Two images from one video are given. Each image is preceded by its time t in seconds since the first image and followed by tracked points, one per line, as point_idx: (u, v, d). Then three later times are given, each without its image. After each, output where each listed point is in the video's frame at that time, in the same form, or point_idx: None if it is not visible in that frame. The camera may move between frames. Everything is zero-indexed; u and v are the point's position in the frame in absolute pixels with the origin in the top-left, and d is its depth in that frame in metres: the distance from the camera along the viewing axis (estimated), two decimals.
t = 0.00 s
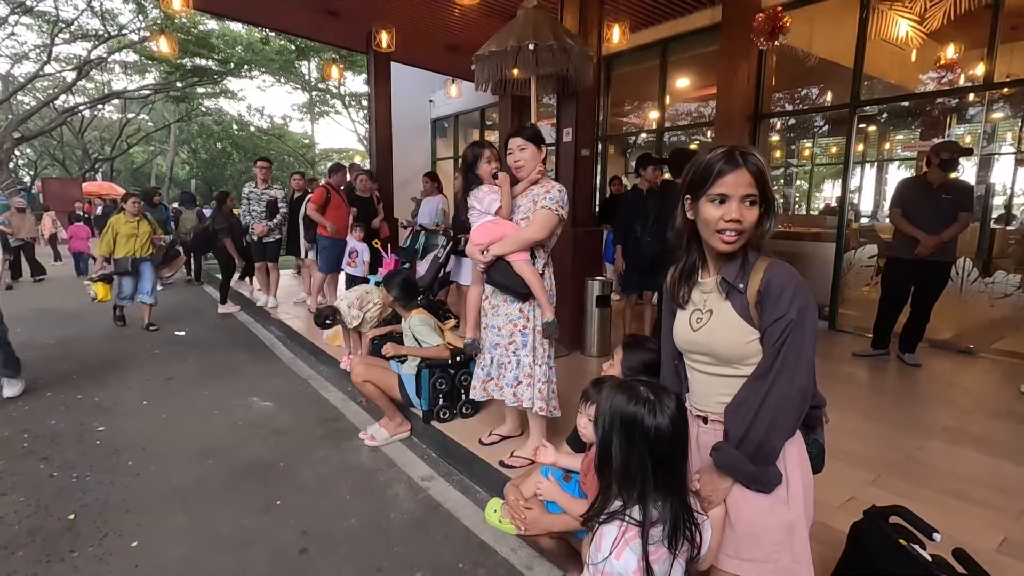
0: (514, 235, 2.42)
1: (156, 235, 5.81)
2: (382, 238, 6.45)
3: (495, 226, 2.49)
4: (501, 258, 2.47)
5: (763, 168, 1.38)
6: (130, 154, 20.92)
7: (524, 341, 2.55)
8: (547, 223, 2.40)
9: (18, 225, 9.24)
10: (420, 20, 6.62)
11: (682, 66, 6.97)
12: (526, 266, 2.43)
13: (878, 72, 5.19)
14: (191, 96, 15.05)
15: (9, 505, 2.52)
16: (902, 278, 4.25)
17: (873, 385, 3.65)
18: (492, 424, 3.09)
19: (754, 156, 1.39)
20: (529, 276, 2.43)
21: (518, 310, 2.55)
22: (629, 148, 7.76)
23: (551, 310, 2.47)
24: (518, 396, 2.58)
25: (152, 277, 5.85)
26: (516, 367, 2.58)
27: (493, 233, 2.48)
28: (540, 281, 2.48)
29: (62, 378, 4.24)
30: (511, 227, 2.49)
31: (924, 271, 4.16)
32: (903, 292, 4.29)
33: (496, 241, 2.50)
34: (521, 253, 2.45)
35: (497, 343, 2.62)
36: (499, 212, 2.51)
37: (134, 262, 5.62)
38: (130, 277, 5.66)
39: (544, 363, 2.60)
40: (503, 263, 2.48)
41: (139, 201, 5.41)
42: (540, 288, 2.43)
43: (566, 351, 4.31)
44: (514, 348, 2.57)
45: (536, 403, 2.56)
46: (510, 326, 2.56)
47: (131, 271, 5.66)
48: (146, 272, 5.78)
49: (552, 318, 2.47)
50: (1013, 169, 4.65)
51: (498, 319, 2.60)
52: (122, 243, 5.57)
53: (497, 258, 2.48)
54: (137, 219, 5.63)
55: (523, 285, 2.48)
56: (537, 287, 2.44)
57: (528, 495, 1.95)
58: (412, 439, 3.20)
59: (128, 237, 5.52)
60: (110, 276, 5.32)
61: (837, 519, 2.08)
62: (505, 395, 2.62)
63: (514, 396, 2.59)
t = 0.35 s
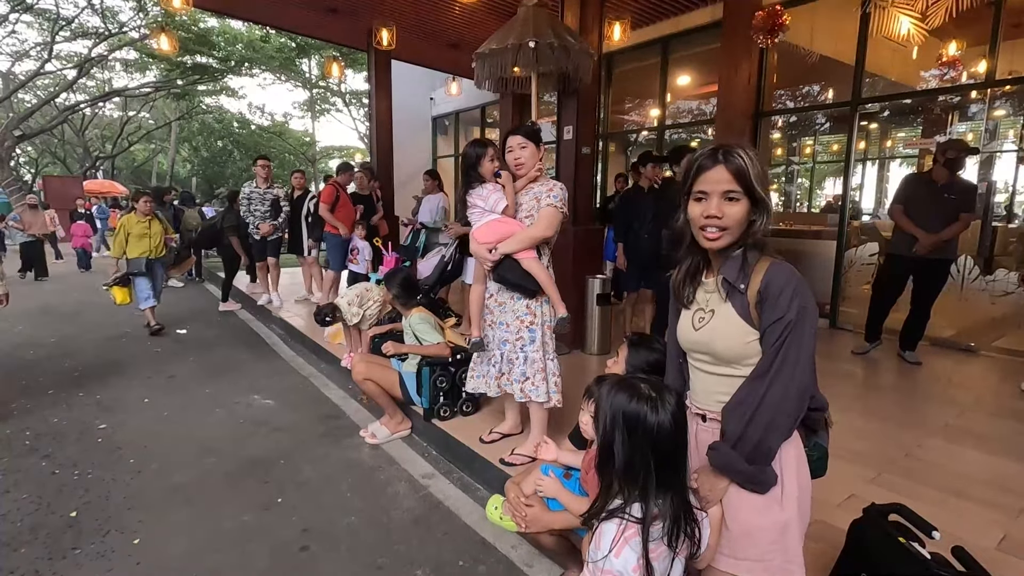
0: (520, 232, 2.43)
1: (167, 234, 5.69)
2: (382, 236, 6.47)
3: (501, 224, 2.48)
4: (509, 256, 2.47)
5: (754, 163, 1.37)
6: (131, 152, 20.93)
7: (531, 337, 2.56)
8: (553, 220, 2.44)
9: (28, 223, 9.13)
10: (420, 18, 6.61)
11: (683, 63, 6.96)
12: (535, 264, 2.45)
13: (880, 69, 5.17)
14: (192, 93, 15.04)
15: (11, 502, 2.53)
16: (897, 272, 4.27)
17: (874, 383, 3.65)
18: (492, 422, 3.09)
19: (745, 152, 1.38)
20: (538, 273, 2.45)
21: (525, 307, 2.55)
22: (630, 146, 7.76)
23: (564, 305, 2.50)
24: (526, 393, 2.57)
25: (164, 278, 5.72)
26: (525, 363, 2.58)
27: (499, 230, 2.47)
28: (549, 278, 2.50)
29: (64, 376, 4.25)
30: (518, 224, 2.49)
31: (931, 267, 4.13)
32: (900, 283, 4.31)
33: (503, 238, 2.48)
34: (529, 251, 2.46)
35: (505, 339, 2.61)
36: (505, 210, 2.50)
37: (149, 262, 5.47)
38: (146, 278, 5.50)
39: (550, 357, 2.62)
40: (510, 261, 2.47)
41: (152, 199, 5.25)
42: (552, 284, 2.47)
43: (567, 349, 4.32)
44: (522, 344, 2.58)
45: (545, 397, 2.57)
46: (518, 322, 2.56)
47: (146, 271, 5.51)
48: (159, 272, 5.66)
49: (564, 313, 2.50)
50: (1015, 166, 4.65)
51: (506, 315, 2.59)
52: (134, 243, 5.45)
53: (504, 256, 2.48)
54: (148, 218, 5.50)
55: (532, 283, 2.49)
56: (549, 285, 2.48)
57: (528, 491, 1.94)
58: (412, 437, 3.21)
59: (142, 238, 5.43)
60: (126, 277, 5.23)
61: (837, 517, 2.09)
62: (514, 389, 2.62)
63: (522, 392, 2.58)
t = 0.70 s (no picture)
0: (528, 232, 2.43)
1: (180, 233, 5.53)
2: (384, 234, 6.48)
3: (506, 223, 2.48)
4: (516, 256, 2.45)
5: (772, 163, 1.35)
6: (132, 150, 20.94)
7: (537, 335, 2.56)
8: (560, 218, 2.43)
9: (37, 223, 9.25)
10: (421, 15, 6.59)
11: (685, 60, 6.95)
12: (542, 263, 2.44)
13: (883, 68, 5.15)
14: (193, 91, 15.05)
15: (14, 500, 2.54)
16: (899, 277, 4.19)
17: (877, 382, 3.64)
18: (494, 420, 3.09)
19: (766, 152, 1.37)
20: (546, 270, 2.45)
21: (532, 305, 2.55)
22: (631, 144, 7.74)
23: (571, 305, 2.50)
24: (530, 391, 2.59)
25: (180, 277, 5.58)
26: (531, 361, 2.58)
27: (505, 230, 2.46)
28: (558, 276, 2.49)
29: (66, 374, 4.26)
30: (521, 223, 2.49)
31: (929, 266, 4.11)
32: (902, 284, 4.23)
33: (510, 238, 2.48)
34: (535, 250, 2.45)
35: (510, 338, 2.61)
36: (512, 209, 2.50)
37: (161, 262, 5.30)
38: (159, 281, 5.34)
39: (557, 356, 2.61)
40: (517, 260, 2.46)
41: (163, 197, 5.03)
42: (560, 282, 2.46)
43: (569, 348, 4.32)
44: (528, 342, 2.57)
45: (552, 394, 2.58)
46: (524, 321, 2.56)
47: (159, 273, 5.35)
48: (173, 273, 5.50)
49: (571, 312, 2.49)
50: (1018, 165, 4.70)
51: (512, 314, 2.59)
52: (147, 242, 5.27)
53: (511, 256, 2.46)
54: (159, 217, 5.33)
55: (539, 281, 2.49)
56: (557, 282, 2.47)
57: (532, 491, 1.94)
58: (414, 436, 3.20)
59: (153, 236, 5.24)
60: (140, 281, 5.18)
61: (840, 516, 2.08)
62: (519, 388, 2.62)
63: (527, 390, 2.59)
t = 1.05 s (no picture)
0: (527, 228, 2.41)
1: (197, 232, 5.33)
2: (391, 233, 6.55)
3: (507, 220, 2.46)
4: (516, 252, 2.44)
5: (778, 161, 1.29)
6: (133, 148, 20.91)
7: (539, 334, 2.55)
8: (561, 216, 2.41)
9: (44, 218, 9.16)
10: (422, 12, 6.57)
11: (687, 58, 6.93)
12: (542, 261, 2.43)
13: (887, 64, 5.11)
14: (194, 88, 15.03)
15: (14, 497, 2.53)
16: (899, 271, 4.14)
17: (879, 380, 3.63)
18: (495, 418, 3.09)
19: (778, 150, 1.31)
20: (545, 269, 2.44)
21: (532, 303, 2.54)
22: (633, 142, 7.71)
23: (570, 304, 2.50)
24: (532, 389, 2.57)
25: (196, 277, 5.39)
26: (532, 360, 2.57)
27: (505, 227, 2.45)
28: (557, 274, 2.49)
29: (67, 371, 4.26)
30: (523, 220, 2.48)
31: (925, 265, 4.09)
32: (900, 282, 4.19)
33: (510, 235, 2.46)
34: (535, 247, 2.44)
35: (511, 336, 2.60)
36: (513, 207, 2.49)
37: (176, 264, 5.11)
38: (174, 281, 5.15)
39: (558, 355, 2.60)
40: (517, 258, 2.45)
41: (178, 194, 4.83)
42: (559, 282, 2.45)
43: (570, 346, 4.31)
44: (529, 341, 2.56)
45: (552, 394, 2.57)
46: (525, 319, 2.55)
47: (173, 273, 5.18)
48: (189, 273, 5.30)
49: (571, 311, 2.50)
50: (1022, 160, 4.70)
51: (512, 312, 2.59)
52: (161, 243, 5.08)
53: (512, 252, 2.45)
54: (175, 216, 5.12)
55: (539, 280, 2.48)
56: (557, 281, 2.46)
57: (533, 489, 1.94)
58: (415, 433, 3.20)
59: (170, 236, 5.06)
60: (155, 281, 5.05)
61: (841, 514, 2.08)
62: (519, 387, 2.62)
63: (528, 389, 2.58)
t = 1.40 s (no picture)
0: (523, 227, 2.39)
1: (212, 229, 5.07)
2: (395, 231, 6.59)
3: (505, 219, 2.49)
4: (511, 252, 2.45)
5: (780, 161, 1.24)
6: (136, 146, 20.94)
7: (536, 335, 2.53)
8: (560, 215, 2.34)
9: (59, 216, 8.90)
10: (423, 10, 6.55)
11: (689, 55, 6.90)
12: (536, 261, 2.41)
13: (890, 63, 5.10)
14: (196, 87, 15.04)
15: (16, 495, 2.53)
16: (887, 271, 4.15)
17: (882, 379, 3.61)
18: (496, 417, 3.08)
19: (782, 148, 1.25)
20: (539, 269, 2.40)
21: (529, 304, 2.53)
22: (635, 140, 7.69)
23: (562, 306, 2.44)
24: (530, 390, 2.56)
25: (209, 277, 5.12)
26: (530, 361, 2.55)
27: (501, 226, 2.49)
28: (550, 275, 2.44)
29: (68, 370, 4.26)
30: (521, 220, 2.48)
31: (909, 262, 4.09)
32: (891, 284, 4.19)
33: (506, 234, 2.48)
34: (530, 247, 2.42)
35: (510, 336, 2.60)
36: (511, 208, 2.50)
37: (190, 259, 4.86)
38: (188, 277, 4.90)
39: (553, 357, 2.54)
40: (513, 256, 2.45)
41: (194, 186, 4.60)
42: (552, 283, 2.41)
43: (572, 345, 4.30)
44: (527, 343, 2.55)
45: (549, 397, 2.53)
46: (523, 320, 2.54)
47: (188, 270, 4.91)
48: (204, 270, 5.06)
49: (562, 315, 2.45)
50: None
51: (510, 311, 2.58)
52: (175, 239, 4.83)
53: (506, 251, 2.46)
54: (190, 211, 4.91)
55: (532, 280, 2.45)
56: (549, 283, 2.41)
57: (534, 488, 1.93)
58: (416, 432, 3.19)
59: (185, 232, 4.81)
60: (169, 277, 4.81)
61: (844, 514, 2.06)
62: (518, 387, 2.61)
63: (528, 390, 2.57)
